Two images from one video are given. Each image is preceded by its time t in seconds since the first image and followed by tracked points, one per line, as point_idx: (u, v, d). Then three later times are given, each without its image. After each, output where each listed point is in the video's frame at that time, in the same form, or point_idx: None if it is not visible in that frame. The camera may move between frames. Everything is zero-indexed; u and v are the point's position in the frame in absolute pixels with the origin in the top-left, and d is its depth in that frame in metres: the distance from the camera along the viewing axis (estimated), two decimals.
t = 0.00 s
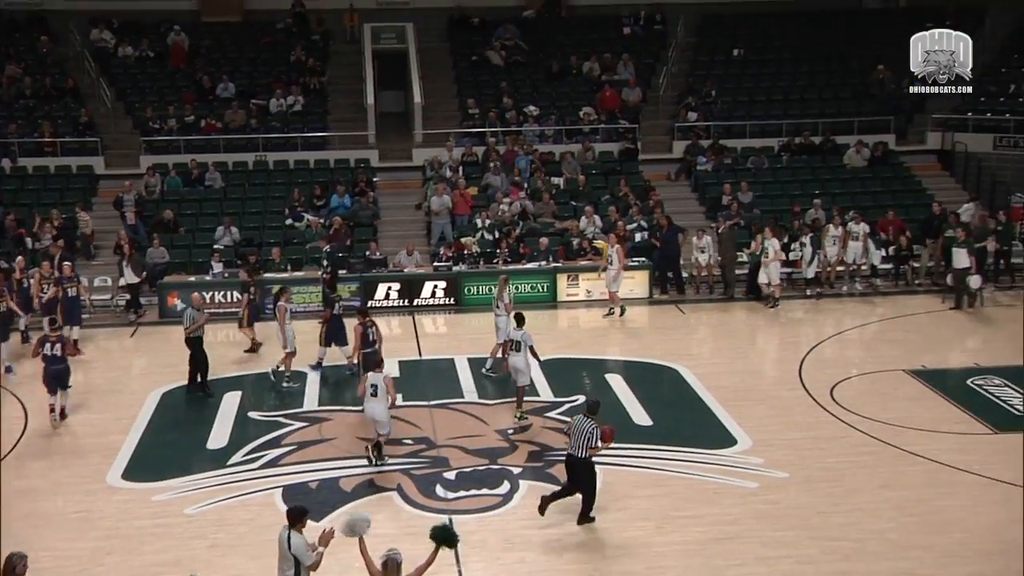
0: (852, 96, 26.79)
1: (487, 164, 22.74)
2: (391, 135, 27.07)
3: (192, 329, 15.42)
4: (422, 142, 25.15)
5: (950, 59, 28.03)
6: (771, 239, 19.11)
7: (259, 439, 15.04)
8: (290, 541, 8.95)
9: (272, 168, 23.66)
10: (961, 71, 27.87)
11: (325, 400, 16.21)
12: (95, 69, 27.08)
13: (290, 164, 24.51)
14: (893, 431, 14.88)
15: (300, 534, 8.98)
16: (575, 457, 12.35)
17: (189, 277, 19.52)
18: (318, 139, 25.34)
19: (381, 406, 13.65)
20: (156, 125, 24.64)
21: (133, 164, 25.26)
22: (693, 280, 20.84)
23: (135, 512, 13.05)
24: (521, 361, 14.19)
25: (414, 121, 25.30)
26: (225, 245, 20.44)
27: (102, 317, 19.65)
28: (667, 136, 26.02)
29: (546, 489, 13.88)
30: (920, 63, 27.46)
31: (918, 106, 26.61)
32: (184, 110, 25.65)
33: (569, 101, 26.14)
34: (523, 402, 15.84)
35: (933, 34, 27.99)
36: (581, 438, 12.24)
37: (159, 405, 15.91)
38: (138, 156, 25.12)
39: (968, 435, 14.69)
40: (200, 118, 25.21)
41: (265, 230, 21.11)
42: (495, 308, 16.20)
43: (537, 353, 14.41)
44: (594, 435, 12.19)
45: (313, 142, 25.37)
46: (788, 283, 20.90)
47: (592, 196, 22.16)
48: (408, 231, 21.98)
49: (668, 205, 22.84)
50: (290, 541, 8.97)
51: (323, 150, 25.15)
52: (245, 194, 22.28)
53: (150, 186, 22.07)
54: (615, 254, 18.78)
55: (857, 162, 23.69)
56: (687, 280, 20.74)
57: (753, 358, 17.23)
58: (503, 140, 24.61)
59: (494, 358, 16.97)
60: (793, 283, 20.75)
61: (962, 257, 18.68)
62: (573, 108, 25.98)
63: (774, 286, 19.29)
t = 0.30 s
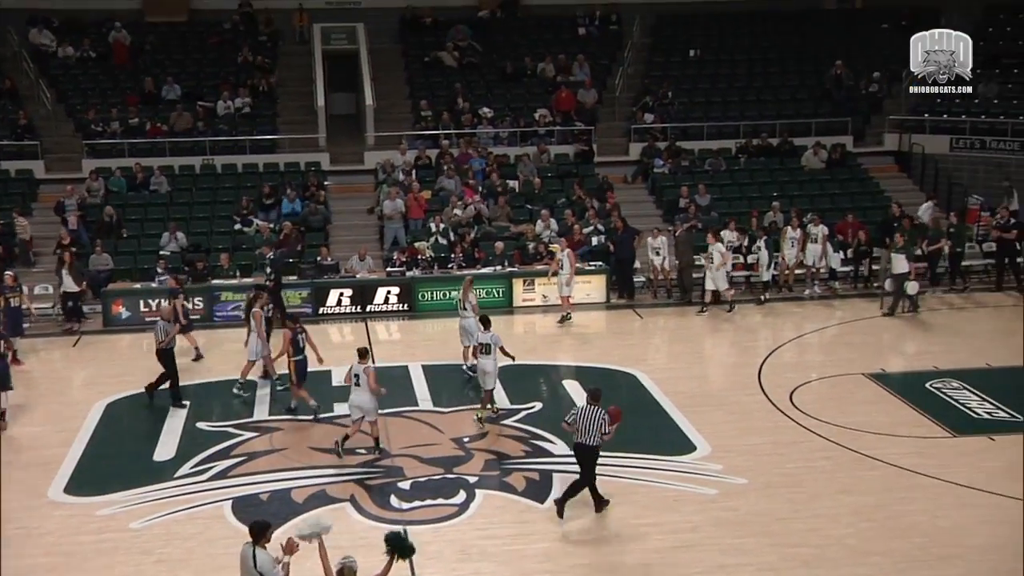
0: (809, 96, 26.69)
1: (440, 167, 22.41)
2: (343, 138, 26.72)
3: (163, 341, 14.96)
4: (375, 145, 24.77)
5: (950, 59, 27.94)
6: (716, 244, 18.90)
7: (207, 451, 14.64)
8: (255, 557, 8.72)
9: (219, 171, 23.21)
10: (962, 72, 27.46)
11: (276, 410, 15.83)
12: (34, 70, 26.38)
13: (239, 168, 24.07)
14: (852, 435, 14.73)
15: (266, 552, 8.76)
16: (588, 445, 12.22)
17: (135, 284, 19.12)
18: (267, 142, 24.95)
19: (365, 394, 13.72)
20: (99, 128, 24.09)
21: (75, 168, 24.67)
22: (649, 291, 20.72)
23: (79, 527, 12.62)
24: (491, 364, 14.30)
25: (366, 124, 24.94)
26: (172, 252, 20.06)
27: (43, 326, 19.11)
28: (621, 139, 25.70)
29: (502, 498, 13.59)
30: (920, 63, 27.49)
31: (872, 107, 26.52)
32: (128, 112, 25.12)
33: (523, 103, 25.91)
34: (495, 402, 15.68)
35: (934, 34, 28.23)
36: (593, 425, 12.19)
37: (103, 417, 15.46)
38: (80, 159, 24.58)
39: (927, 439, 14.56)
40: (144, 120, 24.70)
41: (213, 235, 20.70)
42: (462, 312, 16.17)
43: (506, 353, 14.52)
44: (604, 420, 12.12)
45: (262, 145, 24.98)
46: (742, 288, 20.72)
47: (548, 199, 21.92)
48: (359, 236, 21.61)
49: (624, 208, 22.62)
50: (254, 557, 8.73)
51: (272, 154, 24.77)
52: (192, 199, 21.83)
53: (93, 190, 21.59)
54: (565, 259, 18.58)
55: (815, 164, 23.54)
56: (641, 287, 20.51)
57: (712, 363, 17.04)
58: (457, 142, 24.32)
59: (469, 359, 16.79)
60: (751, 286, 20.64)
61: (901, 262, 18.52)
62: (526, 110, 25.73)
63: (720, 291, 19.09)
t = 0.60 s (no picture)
0: (792, 89, 26.00)
1: (406, 164, 21.51)
2: (302, 133, 25.80)
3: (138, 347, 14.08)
4: (336, 142, 23.81)
5: (949, 59, 26.62)
6: (681, 244, 18.41)
7: (159, 465, 13.78)
8: None
9: (171, 169, 22.19)
10: (962, 71, 26.24)
11: (232, 421, 14.98)
12: None
13: (192, 165, 23.09)
14: (839, 444, 14.07)
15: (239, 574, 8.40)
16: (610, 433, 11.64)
17: (81, 289, 18.23)
18: (222, 139, 24.00)
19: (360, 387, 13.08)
20: (41, 124, 23.06)
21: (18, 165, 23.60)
22: (625, 294, 20.03)
23: (19, 548, 11.75)
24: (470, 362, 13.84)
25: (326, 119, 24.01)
26: (119, 255, 19.20)
27: None
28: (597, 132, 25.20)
29: (473, 512, 12.82)
30: (919, 62, 26.18)
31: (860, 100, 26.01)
32: (71, 105, 24.05)
33: (492, 96, 25.07)
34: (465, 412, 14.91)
35: (934, 34, 26.78)
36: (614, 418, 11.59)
37: (48, 432, 14.56)
38: (22, 156, 23.39)
39: (916, 447, 13.93)
40: (88, 114, 23.63)
41: (165, 237, 19.80)
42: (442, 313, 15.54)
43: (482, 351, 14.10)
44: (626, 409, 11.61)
45: (216, 142, 24.03)
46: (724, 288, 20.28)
47: (519, 198, 21.16)
48: (320, 237, 20.77)
49: (600, 207, 21.91)
50: None
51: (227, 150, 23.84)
52: (143, 198, 20.89)
53: (36, 189, 20.59)
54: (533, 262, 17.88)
55: (799, 160, 22.96)
56: (617, 290, 19.81)
57: (691, 369, 16.36)
58: (422, 138, 23.49)
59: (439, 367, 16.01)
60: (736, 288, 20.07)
61: (866, 262, 18.05)
62: (495, 105, 24.85)
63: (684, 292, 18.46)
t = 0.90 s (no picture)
0: (771, 80, 25.41)
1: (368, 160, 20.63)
2: (261, 127, 24.91)
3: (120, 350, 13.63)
4: (296, 136, 22.93)
5: (949, 59, 25.21)
6: (643, 246, 17.55)
7: (110, 477, 13.06)
8: None
9: (122, 165, 21.30)
10: (962, 72, 24.86)
11: (187, 429, 14.25)
12: None
13: (143, 160, 22.13)
14: (823, 450, 13.52)
15: None
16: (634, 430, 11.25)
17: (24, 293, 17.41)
18: (175, 133, 23.03)
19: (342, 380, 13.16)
20: None
21: None
22: (600, 296, 19.41)
23: None
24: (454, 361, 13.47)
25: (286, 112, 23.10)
26: (66, 255, 18.41)
27: None
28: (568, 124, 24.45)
29: (441, 523, 12.18)
30: (919, 63, 25.30)
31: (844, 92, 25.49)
32: (13, 95, 22.97)
33: (460, 87, 24.22)
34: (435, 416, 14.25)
35: (933, 33, 25.49)
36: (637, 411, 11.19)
37: None
38: None
39: (903, 452, 13.39)
40: (31, 106, 22.57)
41: (114, 236, 18.99)
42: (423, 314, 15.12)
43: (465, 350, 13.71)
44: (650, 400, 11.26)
45: (168, 135, 23.04)
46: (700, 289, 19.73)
47: (488, 194, 20.44)
48: (279, 236, 20.03)
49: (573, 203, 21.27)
50: None
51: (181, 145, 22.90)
52: (90, 195, 20.02)
53: None
54: (498, 265, 16.99)
55: (779, 154, 22.41)
56: (591, 290, 19.19)
57: (668, 372, 15.77)
58: (386, 131, 22.69)
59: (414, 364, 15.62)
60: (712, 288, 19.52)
61: (826, 263, 17.53)
62: (462, 97, 24.02)
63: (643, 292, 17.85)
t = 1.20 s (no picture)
0: (753, 69, 24.80)
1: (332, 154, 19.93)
2: (219, 118, 23.99)
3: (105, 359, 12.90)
4: (256, 128, 22.05)
5: (950, 59, 24.31)
6: (600, 243, 17.06)
7: (59, 489, 12.36)
8: None
9: (72, 158, 20.36)
10: (963, 71, 23.87)
11: (142, 437, 13.57)
12: None
13: (94, 154, 21.15)
14: (809, 454, 12.99)
15: None
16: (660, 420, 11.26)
17: None
18: (128, 125, 22.07)
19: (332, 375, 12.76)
20: None
21: None
22: (576, 295, 18.83)
23: None
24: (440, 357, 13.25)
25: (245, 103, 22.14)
26: (11, 254, 17.63)
27: None
28: (543, 116, 23.79)
29: (411, 534, 11.56)
30: (919, 63, 24.25)
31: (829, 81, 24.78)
32: None
33: (429, 78, 23.41)
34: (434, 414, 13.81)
35: (933, 32, 24.72)
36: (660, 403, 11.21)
37: None
38: None
39: (892, 456, 12.88)
40: None
41: (64, 234, 18.20)
42: (398, 309, 14.60)
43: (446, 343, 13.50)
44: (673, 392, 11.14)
45: (121, 129, 22.04)
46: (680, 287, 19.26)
47: (458, 189, 19.72)
48: (236, 232, 19.36)
49: (547, 199, 20.65)
50: None
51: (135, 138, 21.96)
52: (38, 190, 19.13)
53: None
54: (460, 270, 16.13)
55: (762, 145, 21.97)
56: (567, 289, 18.60)
57: (648, 374, 15.20)
58: (352, 123, 21.89)
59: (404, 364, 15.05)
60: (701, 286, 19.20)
61: (787, 264, 16.97)
62: (431, 87, 23.20)
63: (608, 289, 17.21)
